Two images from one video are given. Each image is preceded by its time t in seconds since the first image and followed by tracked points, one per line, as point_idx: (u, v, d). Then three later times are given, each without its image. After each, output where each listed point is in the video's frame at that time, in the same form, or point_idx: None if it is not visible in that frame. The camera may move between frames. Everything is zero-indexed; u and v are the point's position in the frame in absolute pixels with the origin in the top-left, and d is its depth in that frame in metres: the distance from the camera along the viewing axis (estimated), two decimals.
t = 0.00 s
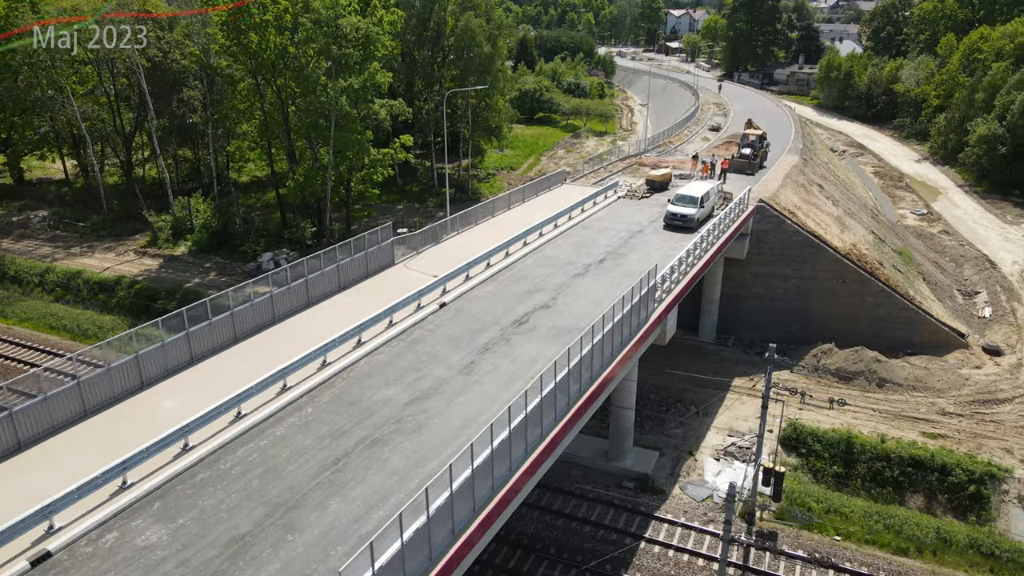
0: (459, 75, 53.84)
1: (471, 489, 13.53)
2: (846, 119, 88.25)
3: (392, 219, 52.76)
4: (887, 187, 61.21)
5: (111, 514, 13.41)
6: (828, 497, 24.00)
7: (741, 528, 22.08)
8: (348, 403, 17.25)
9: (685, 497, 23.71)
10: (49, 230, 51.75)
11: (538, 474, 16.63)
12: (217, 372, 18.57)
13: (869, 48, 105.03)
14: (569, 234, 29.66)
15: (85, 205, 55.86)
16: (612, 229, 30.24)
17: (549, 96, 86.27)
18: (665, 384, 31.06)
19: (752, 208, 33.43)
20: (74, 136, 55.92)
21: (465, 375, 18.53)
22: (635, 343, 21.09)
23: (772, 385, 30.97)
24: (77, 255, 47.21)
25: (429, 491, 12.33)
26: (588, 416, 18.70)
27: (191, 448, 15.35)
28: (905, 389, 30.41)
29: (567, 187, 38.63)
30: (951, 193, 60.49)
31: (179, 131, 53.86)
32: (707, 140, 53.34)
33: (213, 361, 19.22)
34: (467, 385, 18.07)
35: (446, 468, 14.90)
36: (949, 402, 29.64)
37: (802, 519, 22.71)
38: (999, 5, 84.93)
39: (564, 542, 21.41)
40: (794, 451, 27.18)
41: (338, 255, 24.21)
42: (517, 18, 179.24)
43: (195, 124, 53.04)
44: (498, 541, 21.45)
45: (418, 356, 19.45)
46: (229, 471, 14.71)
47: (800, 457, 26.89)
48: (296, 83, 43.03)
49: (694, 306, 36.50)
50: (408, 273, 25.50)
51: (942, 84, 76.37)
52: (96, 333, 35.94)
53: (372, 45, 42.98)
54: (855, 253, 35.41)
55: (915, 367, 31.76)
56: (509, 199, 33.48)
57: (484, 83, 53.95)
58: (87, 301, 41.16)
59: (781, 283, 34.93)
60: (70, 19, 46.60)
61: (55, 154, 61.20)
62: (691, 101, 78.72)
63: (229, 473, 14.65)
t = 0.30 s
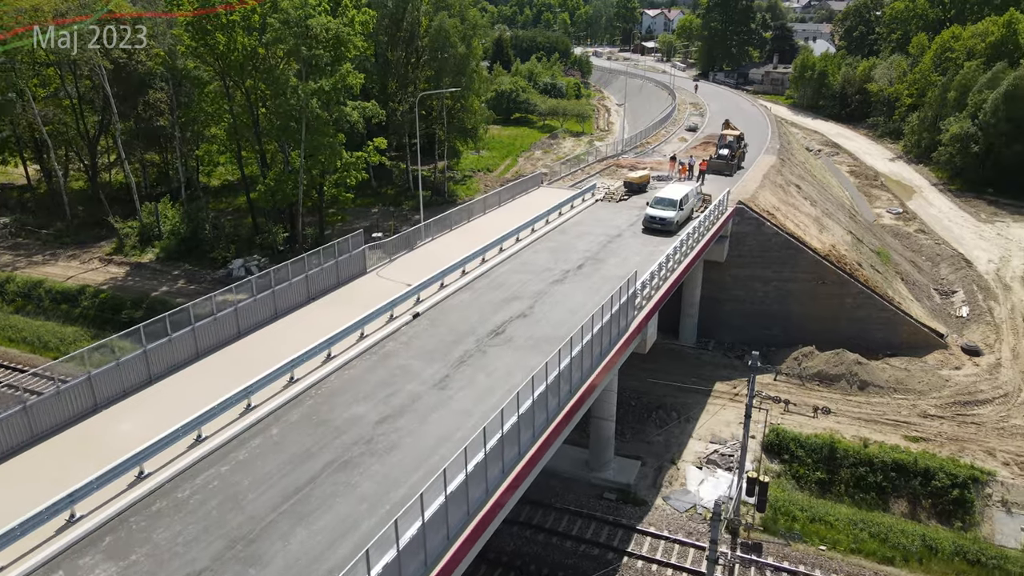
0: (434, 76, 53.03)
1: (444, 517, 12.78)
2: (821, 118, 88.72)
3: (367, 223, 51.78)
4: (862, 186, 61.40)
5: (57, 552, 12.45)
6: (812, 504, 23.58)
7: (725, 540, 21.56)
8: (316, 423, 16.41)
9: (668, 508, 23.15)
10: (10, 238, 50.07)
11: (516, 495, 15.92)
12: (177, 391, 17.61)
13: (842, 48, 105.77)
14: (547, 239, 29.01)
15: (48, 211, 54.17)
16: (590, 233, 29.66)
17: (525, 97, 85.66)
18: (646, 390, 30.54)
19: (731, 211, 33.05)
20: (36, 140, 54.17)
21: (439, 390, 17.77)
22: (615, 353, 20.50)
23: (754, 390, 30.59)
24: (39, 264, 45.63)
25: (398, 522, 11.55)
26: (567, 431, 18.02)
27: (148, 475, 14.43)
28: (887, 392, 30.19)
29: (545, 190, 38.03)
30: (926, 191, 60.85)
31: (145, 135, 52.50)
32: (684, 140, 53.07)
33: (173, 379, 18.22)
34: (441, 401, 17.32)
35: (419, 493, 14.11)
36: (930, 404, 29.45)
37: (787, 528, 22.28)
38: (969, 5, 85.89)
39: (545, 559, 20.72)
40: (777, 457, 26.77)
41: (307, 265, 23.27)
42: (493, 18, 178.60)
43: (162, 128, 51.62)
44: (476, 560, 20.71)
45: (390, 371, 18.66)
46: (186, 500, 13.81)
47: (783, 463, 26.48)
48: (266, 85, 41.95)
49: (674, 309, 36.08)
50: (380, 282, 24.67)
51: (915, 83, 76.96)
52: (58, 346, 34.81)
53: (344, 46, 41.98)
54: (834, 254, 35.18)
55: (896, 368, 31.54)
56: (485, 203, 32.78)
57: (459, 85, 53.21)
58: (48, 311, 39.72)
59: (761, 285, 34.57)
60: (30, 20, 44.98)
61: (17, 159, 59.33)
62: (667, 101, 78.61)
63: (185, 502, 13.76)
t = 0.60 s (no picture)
0: (413, 77, 52.18)
1: (419, 546, 12.01)
2: (802, 117, 88.86)
3: (346, 227, 50.81)
4: (844, 186, 61.38)
5: None
6: (801, 513, 23.09)
7: (714, 554, 21.00)
8: (285, 442, 15.54)
9: (655, 520, 22.54)
10: None
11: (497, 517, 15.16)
12: (139, 411, 16.65)
13: (821, 47, 106.13)
14: (528, 244, 28.30)
15: (17, 217, 52.63)
16: (572, 237, 29.01)
17: (506, 98, 84.96)
18: (631, 397, 29.96)
19: (715, 213, 32.56)
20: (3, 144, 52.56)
21: (416, 407, 16.98)
22: (599, 364, 19.82)
23: (740, 395, 30.11)
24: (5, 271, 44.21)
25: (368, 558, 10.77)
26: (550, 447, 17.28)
27: (104, 504, 13.49)
28: (874, 396, 29.83)
29: (526, 192, 37.34)
30: (907, 191, 60.91)
31: (117, 137, 50.67)
32: (667, 141, 52.65)
33: (135, 398, 17.22)
34: (418, 418, 16.53)
35: (394, 519, 13.30)
36: (917, 407, 29.13)
37: (776, 539, 21.79)
38: (946, 4, 86.41)
39: None
40: (765, 464, 26.29)
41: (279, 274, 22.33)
42: (473, 18, 177.70)
43: (135, 130, 50.28)
44: None
45: (365, 386, 17.84)
46: (144, 531, 12.90)
47: (771, 471, 25.98)
48: (240, 86, 40.92)
49: (658, 313, 35.54)
50: (356, 291, 23.80)
51: (894, 82, 77.26)
52: (22, 358, 33.62)
53: (319, 47, 41.05)
54: (818, 256, 34.83)
55: (882, 371, 31.21)
56: (464, 207, 32.03)
57: (439, 85, 52.42)
58: (14, 321, 38.41)
59: (746, 288, 34.10)
60: None
61: None
62: (649, 101, 78.28)
63: (143, 533, 12.86)
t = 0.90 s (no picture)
0: (394, 77, 51.31)
1: None
2: (786, 117, 88.78)
3: (327, 230, 49.86)
4: (829, 186, 61.20)
5: None
6: (793, 525, 22.55)
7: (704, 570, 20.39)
8: (255, 465, 14.70)
9: (643, 534, 21.92)
10: None
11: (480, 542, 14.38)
12: (99, 434, 15.73)
13: (805, 47, 106.30)
14: (512, 249, 27.58)
15: None
16: (557, 242, 28.35)
17: (490, 98, 84.17)
18: (618, 405, 29.35)
19: (702, 216, 32.00)
20: None
21: (394, 425, 16.21)
22: (586, 376, 19.10)
23: (730, 403, 29.58)
24: None
25: None
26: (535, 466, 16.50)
27: (57, 538, 12.58)
28: (864, 401, 29.41)
29: (510, 196, 36.62)
30: (892, 190, 60.81)
31: (91, 141, 48.91)
32: (652, 142, 52.16)
33: (96, 419, 16.26)
34: (395, 437, 15.74)
35: (368, 550, 12.52)
36: (907, 412, 28.73)
37: (767, 553, 21.25)
38: (929, 4, 86.69)
39: None
40: (755, 473, 25.75)
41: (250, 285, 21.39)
42: (457, 18, 176.80)
43: (109, 133, 48.88)
44: None
45: (341, 402, 17.04)
46: (100, 567, 12.07)
47: (761, 480, 25.44)
48: (215, 87, 39.87)
49: (645, 318, 34.95)
50: (333, 301, 22.92)
51: (878, 82, 77.32)
52: None
53: (296, 47, 40.09)
54: (806, 258, 34.40)
55: (871, 376, 30.79)
56: (446, 211, 31.27)
57: (421, 86, 51.58)
58: None
59: (733, 292, 33.58)
60: None
61: None
62: (634, 101, 77.82)
63: (100, 569, 12.02)
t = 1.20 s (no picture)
0: (378, 78, 50.42)
1: None
2: (773, 117, 88.57)
3: (310, 235, 48.94)
4: (817, 186, 60.92)
5: None
6: (787, 537, 21.97)
7: None
8: (225, 491, 13.88)
9: (634, 550, 21.26)
10: None
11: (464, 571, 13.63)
12: (60, 459, 14.80)
13: (791, 47, 106.31)
14: (498, 256, 26.88)
15: None
16: (544, 248, 27.64)
17: (476, 99, 83.40)
18: (607, 414, 28.73)
19: (691, 220, 31.43)
20: None
21: (373, 445, 15.42)
22: (575, 389, 18.42)
23: (721, 410, 29.01)
24: None
25: None
26: (521, 487, 15.67)
27: None
28: (856, 407, 28.93)
29: (496, 199, 35.91)
30: (880, 191, 60.63)
31: (66, 143, 48.08)
32: (639, 143, 51.65)
33: (58, 442, 15.35)
34: (375, 458, 15.00)
35: None
36: (901, 419, 28.28)
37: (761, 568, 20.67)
38: (914, 4, 86.85)
39: None
40: (747, 484, 25.17)
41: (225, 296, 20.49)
42: (443, 18, 175.90)
43: (84, 136, 47.58)
44: None
45: (318, 421, 16.26)
46: None
47: (754, 491, 24.85)
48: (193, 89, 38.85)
49: (634, 323, 34.35)
50: (312, 312, 22.09)
51: (864, 82, 77.34)
52: None
53: (276, 48, 39.20)
54: (797, 262, 33.90)
55: (864, 381, 30.30)
56: (430, 217, 30.51)
57: (405, 87, 50.72)
58: None
59: (723, 297, 33.04)
60: None
61: None
62: (621, 101, 77.31)
63: None
